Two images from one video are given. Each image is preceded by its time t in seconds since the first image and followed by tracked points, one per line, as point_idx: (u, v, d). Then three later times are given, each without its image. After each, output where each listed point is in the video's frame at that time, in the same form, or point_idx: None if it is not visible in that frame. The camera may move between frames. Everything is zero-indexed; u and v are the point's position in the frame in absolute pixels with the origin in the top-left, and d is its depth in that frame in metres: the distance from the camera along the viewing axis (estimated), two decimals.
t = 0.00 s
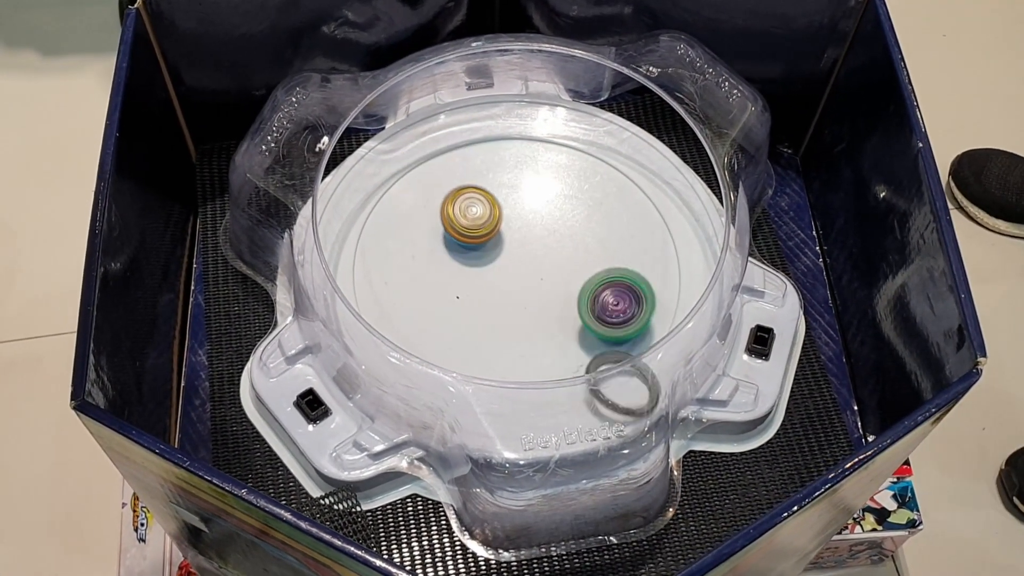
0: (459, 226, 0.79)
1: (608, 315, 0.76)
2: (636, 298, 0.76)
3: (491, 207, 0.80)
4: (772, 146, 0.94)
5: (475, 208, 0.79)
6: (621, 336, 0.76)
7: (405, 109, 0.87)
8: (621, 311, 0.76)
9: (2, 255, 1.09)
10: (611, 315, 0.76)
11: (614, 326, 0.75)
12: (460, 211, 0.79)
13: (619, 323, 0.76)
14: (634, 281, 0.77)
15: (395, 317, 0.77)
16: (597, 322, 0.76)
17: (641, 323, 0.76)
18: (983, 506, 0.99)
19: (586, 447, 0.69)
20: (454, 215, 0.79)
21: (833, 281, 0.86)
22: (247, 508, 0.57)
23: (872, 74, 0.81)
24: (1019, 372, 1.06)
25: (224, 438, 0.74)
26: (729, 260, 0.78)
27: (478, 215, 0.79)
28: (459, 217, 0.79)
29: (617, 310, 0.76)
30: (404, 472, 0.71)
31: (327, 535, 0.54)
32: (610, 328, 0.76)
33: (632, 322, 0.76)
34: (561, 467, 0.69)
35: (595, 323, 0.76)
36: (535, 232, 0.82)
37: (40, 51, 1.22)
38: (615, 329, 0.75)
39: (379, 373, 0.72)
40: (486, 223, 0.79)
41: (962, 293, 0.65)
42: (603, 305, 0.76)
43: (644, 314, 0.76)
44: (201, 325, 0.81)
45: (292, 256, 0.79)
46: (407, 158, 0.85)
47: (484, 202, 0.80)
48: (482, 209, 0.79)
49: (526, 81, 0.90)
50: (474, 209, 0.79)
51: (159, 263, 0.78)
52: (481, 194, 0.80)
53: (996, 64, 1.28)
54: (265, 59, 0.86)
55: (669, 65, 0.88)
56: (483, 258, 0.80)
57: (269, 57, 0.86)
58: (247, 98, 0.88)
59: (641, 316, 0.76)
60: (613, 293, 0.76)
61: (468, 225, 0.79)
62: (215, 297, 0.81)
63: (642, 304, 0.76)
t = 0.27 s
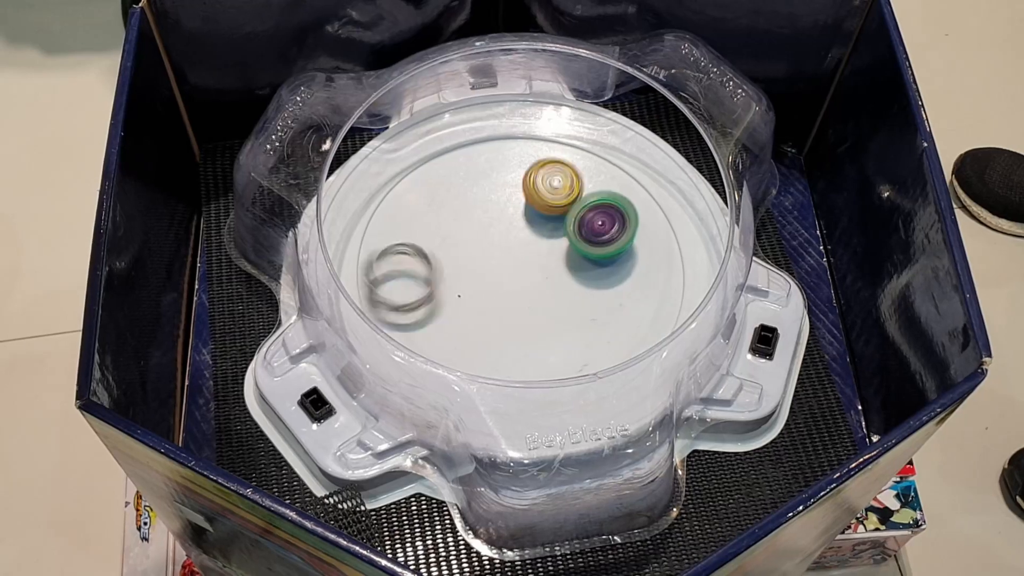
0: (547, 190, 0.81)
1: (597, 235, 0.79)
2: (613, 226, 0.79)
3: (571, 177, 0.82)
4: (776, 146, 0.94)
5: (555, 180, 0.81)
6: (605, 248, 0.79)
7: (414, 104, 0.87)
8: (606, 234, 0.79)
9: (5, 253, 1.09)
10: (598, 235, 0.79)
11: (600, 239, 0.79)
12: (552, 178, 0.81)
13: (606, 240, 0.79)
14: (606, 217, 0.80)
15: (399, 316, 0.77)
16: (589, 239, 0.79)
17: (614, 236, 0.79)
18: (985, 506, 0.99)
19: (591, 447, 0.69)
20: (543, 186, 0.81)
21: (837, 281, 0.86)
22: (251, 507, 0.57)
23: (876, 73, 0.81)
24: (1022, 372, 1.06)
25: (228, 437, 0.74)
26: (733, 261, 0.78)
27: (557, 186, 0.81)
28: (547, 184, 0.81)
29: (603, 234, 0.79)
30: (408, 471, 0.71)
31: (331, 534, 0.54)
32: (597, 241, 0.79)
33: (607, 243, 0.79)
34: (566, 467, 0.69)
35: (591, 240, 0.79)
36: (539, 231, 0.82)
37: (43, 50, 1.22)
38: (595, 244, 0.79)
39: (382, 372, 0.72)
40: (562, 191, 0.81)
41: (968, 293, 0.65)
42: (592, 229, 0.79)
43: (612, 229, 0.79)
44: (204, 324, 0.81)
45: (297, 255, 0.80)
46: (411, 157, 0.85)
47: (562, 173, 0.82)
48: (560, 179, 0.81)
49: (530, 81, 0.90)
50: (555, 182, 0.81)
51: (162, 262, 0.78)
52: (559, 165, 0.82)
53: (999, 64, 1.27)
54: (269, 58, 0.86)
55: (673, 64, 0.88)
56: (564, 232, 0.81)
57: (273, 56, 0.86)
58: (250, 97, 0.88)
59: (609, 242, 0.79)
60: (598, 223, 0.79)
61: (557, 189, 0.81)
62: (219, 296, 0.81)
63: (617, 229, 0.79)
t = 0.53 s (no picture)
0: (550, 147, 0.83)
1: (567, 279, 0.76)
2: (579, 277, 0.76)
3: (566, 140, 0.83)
4: (780, 146, 0.94)
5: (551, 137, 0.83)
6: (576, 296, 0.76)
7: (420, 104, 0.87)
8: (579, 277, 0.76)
9: (7, 253, 1.09)
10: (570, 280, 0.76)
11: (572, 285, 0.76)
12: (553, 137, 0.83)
13: (573, 290, 0.76)
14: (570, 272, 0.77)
15: (402, 315, 0.77)
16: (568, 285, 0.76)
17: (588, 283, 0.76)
18: (988, 506, 0.98)
19: (595, 447, 0.69)
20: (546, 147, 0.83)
21: (841, 281, 0.86)
22: (256, 507, 0.57)
23: (881, 73, 0.81)
24: None
25: (232, 436, 0.74)
26: (738, 260, 0.78)
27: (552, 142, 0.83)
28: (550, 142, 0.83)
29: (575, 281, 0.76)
30: (412, 471, 0.71)
31: (336, 535, 0.54)
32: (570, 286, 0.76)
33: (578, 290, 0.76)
34: (570, 467, 0.69)
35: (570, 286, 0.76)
36: (542, 231, 0.82)
37: (44, 49, 1.21)
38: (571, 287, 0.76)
39: (385, 372, 0.72)
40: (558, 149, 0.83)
41: (973, 293, 0.65)
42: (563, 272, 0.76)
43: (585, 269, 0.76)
44: (208, 324, 0.81)
45: (301, 255, 0.79)
46: (414, 156, 0.85)
47: (563, 127, 0.83)
48: (559, 136, 0.83)
49: (534, 80, 0.90)
50: (551, 138, 0.83)
51: (166, 262, 0.78)
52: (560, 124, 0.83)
53: (1001, 63, 1.27)
54: (272, 58, 0.86)
55: (678, 64, 0.88)
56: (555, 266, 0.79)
57: (276, 55, 0.86)
58: (253, 97, 0.88)
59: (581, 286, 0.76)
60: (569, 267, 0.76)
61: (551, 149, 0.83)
62: (223, 295, 0.81)
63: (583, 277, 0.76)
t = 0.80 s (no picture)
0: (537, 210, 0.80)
1: (600, 301, 0.76)
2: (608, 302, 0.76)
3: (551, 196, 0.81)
4: (781, 145, 0.94)
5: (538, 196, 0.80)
6: (600, 326, 0.76)
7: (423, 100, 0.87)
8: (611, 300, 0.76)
9: (9, 251, 1.09)
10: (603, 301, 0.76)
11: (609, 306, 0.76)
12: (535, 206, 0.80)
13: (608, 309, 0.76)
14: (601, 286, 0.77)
15: (404, 314, 0.78)
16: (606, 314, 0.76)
17: (625, 318, 0.75)
18: (988, 505, 0.98)
19: (596, 447, 0.69)
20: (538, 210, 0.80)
21: (842, 280, 0.86)
22: (258, 507, 0.57)
23: (883, 72, 0.80)
24: None
25: (234, 436, 0.74)
26: (739, 259, 0.78)
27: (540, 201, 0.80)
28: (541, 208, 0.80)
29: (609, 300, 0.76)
30: (413, 470, 0.71)
31: (338, 534, 0.54)
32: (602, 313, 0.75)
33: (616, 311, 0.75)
34: (571, 466, 0.69)
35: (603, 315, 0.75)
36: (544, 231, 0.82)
37: (45, 47, 1.21)
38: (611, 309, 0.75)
39: (387, 371, 0.72)
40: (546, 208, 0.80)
41: (975, 293, 0.65)
42: (595, 289, 0.76)
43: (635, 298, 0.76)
44: (210, 323, 0.81)
45: (302, 254, 0.79)
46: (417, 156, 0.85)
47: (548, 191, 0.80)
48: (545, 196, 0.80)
49: (535, 79, 0.90)
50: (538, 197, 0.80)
51: (168, 261, 0.78)
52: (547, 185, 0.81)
53: (1002, 61, 1.27)
54: (274, 57, 0.85)
55: (679, 63, 0.88)
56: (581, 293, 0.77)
57: (277, 54, 0.85)
58: (255, 96, 0.88)
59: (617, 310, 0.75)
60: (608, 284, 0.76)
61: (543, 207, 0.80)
62: (225, 294, 0.81)
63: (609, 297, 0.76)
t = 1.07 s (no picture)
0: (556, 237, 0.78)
1: (608, 303, 0.75)
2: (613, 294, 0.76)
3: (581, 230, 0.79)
4: (781, 143, 0.94)
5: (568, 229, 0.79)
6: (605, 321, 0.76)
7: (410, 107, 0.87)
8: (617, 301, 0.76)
9: (8, 249, 1.09)
10: (609, 302, 0.75)
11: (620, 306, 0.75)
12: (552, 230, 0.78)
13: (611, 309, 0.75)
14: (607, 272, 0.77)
15: (403, 312, 0.78)
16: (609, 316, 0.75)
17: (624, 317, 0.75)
18: (988, 504, 0.98)
19: (595, 446, 0.69)
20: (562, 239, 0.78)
21: (842, 279, 0.86)
22: (257, 506, 0.57)
23: (884, 70, 0.80)
24: None
25: (233, 434, 0.74)
26: (739, 258, 0.77)
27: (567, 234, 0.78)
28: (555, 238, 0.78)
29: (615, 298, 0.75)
30: (412, 469, 0.71)
31: (336, 533, 0.54)
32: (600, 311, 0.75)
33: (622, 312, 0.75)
34: (570, 465, 0.69)
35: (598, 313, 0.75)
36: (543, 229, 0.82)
37: (44, 45, 1.21)
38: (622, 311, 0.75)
39: (387, 370, 0.72)
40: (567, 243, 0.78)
41: (976, 292, 0.65)
42: (604, 294, 0.75)
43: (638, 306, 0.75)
44: (209, 322, 0.80)
45: (301, 253, 0.79)
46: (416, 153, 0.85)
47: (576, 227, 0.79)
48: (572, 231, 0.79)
49: (535, 77, 0.90)
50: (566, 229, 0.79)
51: (166, 259, 0.78)
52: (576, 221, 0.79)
53: (1003, 59, 1.27)
54: (273, 55, 0.85)
55: (680, 61, 0.88)
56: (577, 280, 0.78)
57: (276, 52, 0.85)
58: (255, 94, 0.88)
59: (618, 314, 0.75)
60: (616, 285, 0.76)
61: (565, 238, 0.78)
62: (224, 293, 0.81)
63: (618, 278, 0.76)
